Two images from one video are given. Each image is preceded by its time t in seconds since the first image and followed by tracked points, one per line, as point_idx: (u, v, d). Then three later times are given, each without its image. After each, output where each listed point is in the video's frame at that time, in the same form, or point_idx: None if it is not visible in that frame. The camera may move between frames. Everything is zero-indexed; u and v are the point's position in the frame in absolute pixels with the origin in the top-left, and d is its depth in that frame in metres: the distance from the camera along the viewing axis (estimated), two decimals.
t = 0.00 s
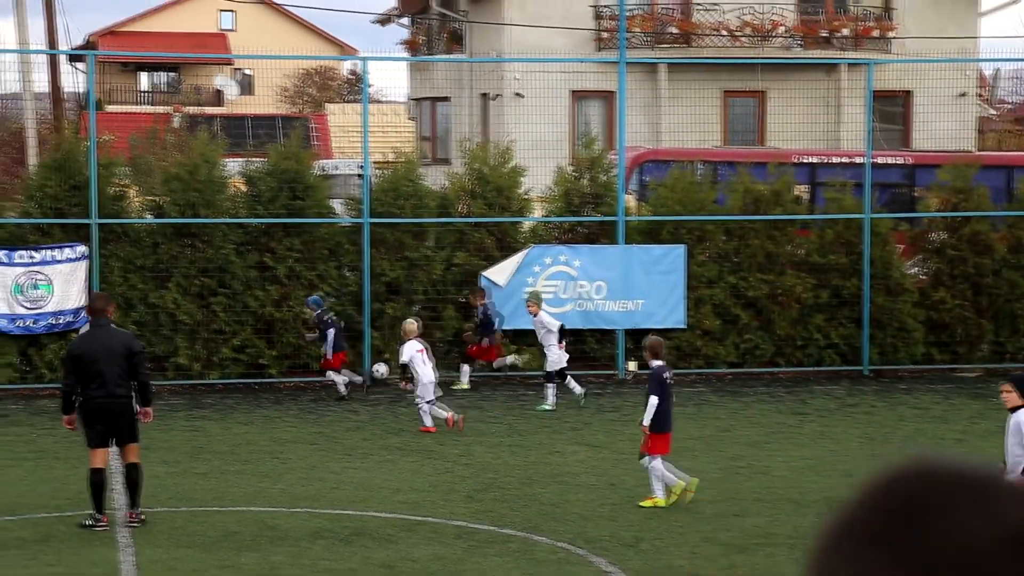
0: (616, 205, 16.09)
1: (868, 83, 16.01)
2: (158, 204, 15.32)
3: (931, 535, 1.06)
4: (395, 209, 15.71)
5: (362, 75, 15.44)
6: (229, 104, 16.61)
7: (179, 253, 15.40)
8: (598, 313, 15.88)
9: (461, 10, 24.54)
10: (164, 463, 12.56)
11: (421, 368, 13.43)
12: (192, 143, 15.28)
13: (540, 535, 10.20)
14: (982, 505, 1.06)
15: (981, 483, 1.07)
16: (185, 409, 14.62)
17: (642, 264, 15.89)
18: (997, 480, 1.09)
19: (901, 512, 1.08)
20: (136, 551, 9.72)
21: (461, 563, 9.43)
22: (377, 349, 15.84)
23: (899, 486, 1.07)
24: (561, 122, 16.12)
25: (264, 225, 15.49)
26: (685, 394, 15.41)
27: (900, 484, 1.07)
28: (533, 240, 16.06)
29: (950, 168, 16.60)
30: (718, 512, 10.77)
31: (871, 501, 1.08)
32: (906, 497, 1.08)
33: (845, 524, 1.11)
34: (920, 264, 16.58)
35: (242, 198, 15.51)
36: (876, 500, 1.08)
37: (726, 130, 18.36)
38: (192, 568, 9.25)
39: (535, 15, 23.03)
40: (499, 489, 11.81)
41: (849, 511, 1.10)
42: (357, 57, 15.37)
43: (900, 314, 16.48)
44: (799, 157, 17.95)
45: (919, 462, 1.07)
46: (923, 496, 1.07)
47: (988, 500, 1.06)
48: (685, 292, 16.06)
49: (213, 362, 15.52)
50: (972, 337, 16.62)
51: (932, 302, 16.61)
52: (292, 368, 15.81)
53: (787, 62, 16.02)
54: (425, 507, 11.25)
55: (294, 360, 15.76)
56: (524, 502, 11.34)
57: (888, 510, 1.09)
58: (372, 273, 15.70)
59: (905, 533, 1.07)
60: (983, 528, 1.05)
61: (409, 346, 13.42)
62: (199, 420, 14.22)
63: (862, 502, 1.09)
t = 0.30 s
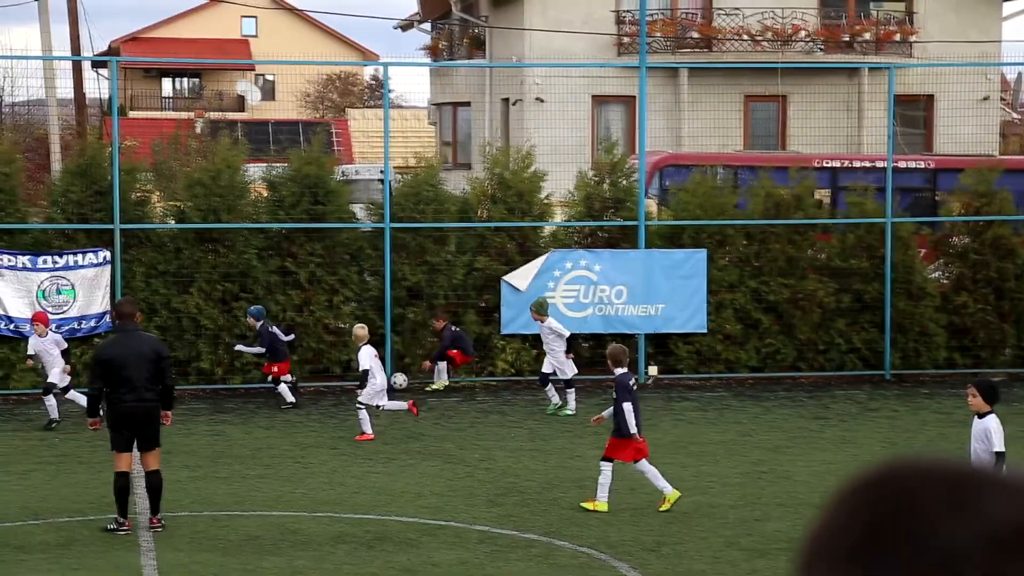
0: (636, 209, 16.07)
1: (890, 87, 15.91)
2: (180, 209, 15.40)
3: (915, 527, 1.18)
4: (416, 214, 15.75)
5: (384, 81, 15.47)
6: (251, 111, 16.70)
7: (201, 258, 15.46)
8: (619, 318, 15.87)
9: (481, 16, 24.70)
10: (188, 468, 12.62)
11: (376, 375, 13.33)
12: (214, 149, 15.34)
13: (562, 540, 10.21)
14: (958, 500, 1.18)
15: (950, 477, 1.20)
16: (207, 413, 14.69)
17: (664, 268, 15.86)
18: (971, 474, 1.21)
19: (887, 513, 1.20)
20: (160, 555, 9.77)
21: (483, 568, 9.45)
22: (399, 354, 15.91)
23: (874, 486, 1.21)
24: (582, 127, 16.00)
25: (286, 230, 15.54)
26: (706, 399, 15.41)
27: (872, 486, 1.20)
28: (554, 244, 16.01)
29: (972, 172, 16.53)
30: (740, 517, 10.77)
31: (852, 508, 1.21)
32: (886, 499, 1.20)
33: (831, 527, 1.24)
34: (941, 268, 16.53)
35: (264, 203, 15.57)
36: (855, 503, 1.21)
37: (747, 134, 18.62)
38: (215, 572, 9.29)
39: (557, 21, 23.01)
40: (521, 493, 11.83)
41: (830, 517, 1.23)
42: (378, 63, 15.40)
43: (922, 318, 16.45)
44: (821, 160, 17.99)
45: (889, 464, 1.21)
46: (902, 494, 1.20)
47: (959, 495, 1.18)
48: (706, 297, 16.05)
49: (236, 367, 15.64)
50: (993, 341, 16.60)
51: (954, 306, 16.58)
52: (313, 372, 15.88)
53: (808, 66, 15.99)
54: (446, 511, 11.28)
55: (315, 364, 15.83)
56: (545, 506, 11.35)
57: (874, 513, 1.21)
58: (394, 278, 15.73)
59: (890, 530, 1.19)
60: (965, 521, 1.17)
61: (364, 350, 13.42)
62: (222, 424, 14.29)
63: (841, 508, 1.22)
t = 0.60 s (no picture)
0: (656, 213, 16.08)
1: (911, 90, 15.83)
2: (201, 213, 15.47)
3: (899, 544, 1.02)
4: (436, 218, 15.81)
5: (404, 86, 15.50)
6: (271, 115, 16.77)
7: (222, 262, 15.52)
8: (639, 322, 15.90)
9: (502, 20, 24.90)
10: (208, 471, 12.67)
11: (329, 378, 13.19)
12: (235, 154, 15.39)
13: (581, 544, 10.20)
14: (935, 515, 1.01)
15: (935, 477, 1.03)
16: (228, 417, 14.74)
17: (684, 272, 15.87)
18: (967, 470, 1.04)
19: (883, 516, 1.04)
20: (181, 558, 9.80)
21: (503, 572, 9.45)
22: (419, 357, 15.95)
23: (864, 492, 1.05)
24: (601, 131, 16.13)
25: (306, 234, 15.60)
26: (725, 403, 15.40)
27: (841, 496, 1.06)
28: (574, 248, 16.06)
29: (993, 176, 16.45)
30: (760, 521, 10.74)
31: (826, 521, 1.06)
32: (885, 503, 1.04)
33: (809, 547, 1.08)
34: (962, 272, 16.48)
35: (285, 207, 15.63)
36: (837, 514, 1.06)
37: (766, 138, 18.09)
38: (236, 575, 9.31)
39: (577, 25, 23.03)
40: (540, 496, 11.82)
41: (804, 533, 1.08)
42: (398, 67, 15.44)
43: (942, 322, 16.39)
44: (840, 163, 18.00)
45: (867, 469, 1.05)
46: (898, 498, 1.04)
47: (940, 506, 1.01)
48: (725, 300, 16.06)
49: (256, 371, 15.70)
50: (1015, 345, 16.52)
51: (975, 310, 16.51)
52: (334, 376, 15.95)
53: (828, 70, 15.95)
54: (465, 514, 11.29)
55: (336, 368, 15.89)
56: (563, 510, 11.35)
57: (863, 517, 1.05)
58: (413, 281, 15.82)
59: (869, 541, 1.04)
60: (962, 528, 1.00)
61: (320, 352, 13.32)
62: (242, 428, 14.34)
63: (814, 524, 1.07)
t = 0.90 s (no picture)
0: (673, 217, 16.08)
1: (929, 93, 15.76)
2: (219, 217, 15.50)
3: (964, 527, 1.13)
4: (453, 222, 15.78)
5: (421, 90, 15.50)
6: (288, 118, 16.75)
7: (240, 266, 15.57)
8: (656, 325, 15.88)
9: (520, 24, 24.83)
10: (226, 475, 12.71)
11: (279, 385, 13.11)
12: (252, 158, 15.44)
13: (598, 548, 10.19)
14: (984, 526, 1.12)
15: (1004, 462, 1.12)
16: (246, 421, 14.78)
17: (701, 275, 15.85)
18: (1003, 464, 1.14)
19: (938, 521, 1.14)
20: (199, 561, 9.83)
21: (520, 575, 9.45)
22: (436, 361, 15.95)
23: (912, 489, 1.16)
24: (618, 134, 16.13)
25: (324, 238, 15.65)
26: (743, 407, 15.37)
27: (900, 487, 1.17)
28: (591, 252, 16.06)
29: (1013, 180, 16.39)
30: (777, 526, 10.72)
31: (890, 495, 1.16)
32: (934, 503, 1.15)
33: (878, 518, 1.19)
34: (981, 275, 16.42)
35: (302, 211, 15.66)
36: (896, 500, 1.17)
37: (784, 141, 18.34)
38: None
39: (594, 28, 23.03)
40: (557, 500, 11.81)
41: (868, 503, 1.18)
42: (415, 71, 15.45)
43: (962, 326, 16.32)
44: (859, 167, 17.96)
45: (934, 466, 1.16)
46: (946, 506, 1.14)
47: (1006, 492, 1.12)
48: (743, 305, 16.05)
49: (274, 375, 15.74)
50: None
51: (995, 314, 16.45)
52: (352, 380, 15.99)
53: (847, 74, 15.91)
54: (483, 518, 11.30)
55: (353, 372, 15.92)
56: (580, 514, 11.33)
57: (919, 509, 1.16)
58: (431, 285, 15.80)
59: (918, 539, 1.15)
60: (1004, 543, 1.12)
61: (266, 360, 13.19)
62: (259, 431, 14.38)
63: (878, 495, 1.17)
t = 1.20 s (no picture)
0: (701, 220, 16.10)
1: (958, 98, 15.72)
2: (247, 221, 15.53)
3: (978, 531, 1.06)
4: (482, 226, 15.82)
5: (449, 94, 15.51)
6: (318, 122, 16.78)
7: (270, 269, 15.61)
8: (685, 329, 15.87)
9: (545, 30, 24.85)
10: (254, 478, 12.71)
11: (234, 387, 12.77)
12: (281, 162, 15.49)
13: (630, 552, 10.16)
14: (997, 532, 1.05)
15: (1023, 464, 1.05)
16: (274, 425, 14.79)
17: (729, 279, 15.84)
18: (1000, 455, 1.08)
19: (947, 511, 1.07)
20: (231, 564, 9.82)
21: None
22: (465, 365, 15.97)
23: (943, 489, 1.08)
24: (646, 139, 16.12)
25: (352, 242, 15.67)
26: (770, 411, 15.34)
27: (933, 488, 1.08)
28: (619, 255, 16.06)
29: None
30: (809, 530, 10.68)
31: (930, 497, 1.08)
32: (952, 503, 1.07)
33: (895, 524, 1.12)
34: (1013, 280, 16.42)
35: (330, 215, 15.68)
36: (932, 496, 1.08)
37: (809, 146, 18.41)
38: None
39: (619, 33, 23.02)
40: (588, 504, 11.79)
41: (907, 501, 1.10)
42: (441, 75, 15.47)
43: (993, 330, 16.33)
44: (887, 171, 17.96)
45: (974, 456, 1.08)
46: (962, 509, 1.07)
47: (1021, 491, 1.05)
48: (771, 308, 16.02)
49: (303, 379, 15.76)
50: None
51: None
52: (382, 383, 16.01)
53: (874, 78, 15.90)
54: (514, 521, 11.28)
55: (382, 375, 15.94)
56: (610, 519, 11.30)
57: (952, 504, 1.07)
58: (459, 289, 15.82)
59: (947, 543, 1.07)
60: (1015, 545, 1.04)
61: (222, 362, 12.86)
62: (287, 435, 14.38)
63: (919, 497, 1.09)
